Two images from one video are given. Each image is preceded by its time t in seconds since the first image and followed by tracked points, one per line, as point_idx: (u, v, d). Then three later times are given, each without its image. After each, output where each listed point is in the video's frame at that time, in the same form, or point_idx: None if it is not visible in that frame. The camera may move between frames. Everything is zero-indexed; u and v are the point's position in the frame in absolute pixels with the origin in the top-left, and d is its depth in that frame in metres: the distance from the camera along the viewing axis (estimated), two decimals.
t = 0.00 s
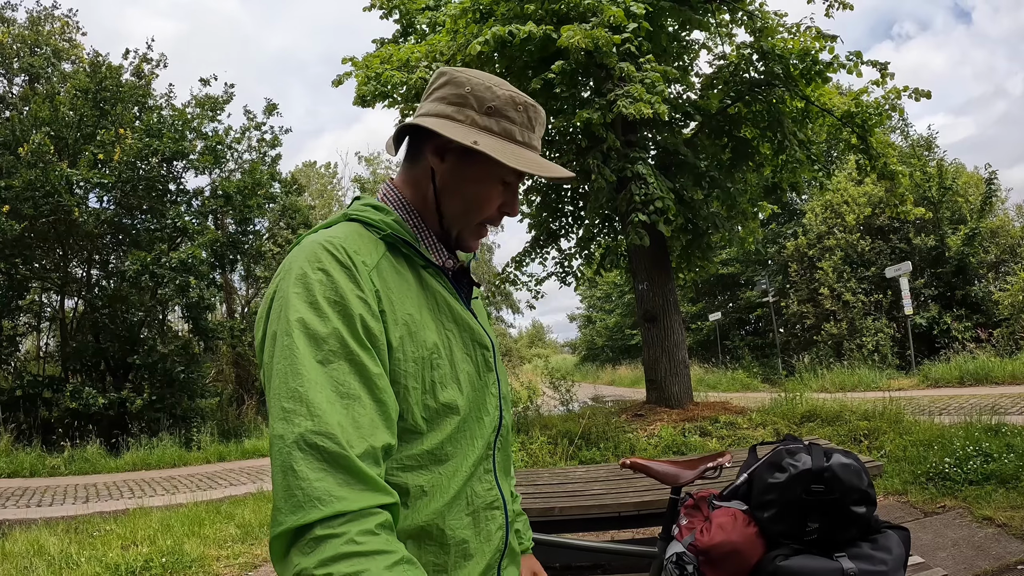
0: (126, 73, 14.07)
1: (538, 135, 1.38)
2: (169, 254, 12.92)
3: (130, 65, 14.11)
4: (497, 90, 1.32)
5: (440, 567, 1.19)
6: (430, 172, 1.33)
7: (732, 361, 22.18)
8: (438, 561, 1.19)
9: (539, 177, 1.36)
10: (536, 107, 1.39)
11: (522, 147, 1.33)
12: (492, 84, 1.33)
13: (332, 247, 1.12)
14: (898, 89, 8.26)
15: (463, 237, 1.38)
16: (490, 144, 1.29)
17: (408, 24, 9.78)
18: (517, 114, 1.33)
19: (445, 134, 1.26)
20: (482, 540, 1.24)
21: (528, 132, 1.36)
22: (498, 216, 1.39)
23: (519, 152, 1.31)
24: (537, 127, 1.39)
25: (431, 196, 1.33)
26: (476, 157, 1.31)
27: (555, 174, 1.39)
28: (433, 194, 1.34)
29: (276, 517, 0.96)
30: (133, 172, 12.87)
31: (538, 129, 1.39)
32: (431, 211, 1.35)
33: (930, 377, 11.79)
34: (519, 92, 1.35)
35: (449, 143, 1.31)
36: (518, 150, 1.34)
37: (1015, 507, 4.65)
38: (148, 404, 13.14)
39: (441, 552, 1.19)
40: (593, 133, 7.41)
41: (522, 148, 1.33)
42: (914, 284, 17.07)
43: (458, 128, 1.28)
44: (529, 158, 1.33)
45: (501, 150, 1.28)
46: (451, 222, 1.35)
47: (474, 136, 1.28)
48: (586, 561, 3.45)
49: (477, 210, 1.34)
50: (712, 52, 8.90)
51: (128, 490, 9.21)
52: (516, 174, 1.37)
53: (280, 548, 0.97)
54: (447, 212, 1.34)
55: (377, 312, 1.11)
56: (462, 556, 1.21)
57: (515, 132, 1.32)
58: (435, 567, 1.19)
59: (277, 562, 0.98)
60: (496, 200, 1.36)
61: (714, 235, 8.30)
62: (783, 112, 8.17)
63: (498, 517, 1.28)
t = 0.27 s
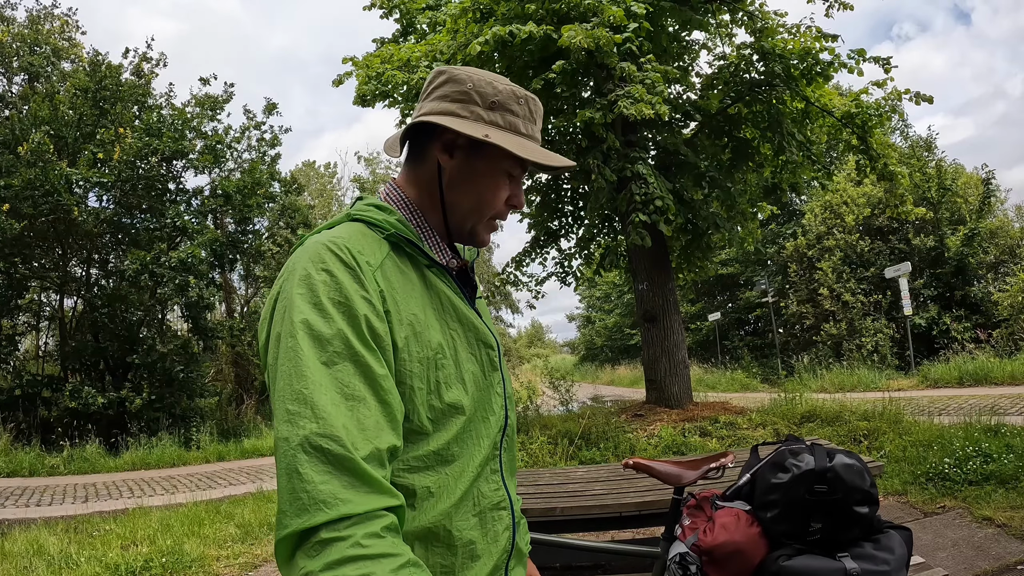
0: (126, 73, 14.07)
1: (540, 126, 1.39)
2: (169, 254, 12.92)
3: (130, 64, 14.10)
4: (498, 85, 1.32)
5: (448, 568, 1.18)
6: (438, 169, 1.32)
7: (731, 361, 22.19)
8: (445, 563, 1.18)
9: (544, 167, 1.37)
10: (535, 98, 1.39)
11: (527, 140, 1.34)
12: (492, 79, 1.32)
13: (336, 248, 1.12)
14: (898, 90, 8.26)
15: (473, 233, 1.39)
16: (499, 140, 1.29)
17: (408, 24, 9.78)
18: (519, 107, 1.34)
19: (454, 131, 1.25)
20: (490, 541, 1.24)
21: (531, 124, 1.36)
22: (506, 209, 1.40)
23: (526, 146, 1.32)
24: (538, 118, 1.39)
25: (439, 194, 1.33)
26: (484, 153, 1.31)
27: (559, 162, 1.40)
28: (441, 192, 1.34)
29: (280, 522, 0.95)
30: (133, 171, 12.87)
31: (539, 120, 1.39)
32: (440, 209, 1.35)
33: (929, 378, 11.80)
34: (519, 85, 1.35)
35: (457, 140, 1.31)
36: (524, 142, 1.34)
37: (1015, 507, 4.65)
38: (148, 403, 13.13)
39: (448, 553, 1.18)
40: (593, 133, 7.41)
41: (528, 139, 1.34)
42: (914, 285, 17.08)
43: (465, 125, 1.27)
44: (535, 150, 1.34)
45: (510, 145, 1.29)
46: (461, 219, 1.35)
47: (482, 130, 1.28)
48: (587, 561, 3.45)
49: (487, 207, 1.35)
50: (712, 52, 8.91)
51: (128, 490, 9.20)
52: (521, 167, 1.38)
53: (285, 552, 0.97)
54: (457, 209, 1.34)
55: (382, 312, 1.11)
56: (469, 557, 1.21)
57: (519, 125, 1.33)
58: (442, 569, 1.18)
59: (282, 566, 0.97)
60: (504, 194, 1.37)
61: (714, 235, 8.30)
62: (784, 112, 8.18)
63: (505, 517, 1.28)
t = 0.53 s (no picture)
0: (126, 72, 14.06)
1: (558, 132, 1.41)
2: (169, 254, 12.92)
3: (130, 64, 14.10)
4: (521, 90, 1.34)
5: (465, 567, 1.20)
6: (458, 171, 1.34)
7: (730, 361, 22.21)
8: (463, 563, 1.20)
9: (561, 172, 1.40)
10: (553, 105, 1.41)
11: (546, 146, 1.36)
12: (515, 84, 1.33)
13: (354, 249, 1.13)
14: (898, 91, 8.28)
15: (488, 235, 1.40)
16: (521, 144, 1.31)
17: (408, 24, 9.78)
18: (541, 114, 1.36)
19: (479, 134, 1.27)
20: (506, 540, 1.26)
21: (549, 130, 1.38)
22: (521, 212, 1.42)
23: (547, 152, 1.34)
24: (557, 124, 1.41)
25: (458, 195, 1.35)
26: (504, 156, 1.33)
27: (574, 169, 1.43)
28: (460, 193, 1.35)
29: (298, 522, 0.96)
30: (133, 170, 12.86)
31: (557, 127, 1.42)
32: (458, 210, 1.36)
33: (928, 378, 11.82)
34: (540, 91, 1.37)
35: (479, 143, 1.32)
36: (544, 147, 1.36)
37: (1014, 507, 4.67)
38: (147, 403, 13.13)
39: (466, 553, 1.20)
40: (594, 134, 7.42)
41: (548, 145, 1.36)
42: (913, 285, 17.11)
43: (488, 129, 1.29)
44: (555, 156, 1.36)
45: (531, 150, 1.31)
46: (477, 221, 1.37)
47: (505, 135, 1.30)
48: (589, 561, 3.47)
49: (504, 210, 1.37)
50: (712, 53, 8.93)
51: (128, 490, 9.20)
52: (538, 171, 1.40)
53: (302, 552, 0.98)
54: (475, 211, 1.35)
55: (400, 314, 1.12)
56: (486, 556, 1.22)
57: (540, 131, 1.35)
58: (460, 568, 1.20)
59: (299, 566, 0.99)
60: (521, 197, 1.39)
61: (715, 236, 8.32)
62: (784, 113, 8.19)
63: (521, 516, 1.29)
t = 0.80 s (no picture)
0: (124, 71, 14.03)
1: (560, 131, 1.41)
2: (166, 253, 12.90)
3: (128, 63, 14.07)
4: (523, 90, 1.34)
5: (466, 563, 1.20)
6: (459, 169, 1.34)
7: (728, 361, 22.23)
8: (464, 558, 1.20)
9: (562, 172, 1.41)
10: (555, 105, 1.42)
11: (549, 146, 1.37)
12: (517, 84, 1.34)
13: (355, 244, 1.14)
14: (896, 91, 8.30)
15: (489, 234, 1.41)
16: (523, 144, 1.31)
17: (406, 24, 9.77)
18: (543, 113, 1.36)
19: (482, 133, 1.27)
20: (507, 535, 1.26)
21: (551, 131, 1.39)
22: (522, 211, 1.42)
23: (549, 152, 1.35)
24: (558, 124, 1.42)
25: (459, 193, 1.35)
26: (506, 156, 1.34)
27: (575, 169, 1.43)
28: (461, 192, 1.35)
29: (295, 514, 0.97)
30: (130, 169, 12.84)
31: (558, 128, 1.42)
32: (459, 208, 1.36)
33: (926, 378, 11.85)
34: (542, 91, 1.38)
35: (481, 142, 1.32)
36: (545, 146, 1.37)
37: (1011, 506, 4.69)
38: (145, 403, 13.11)
39: (467, 548, 1.20)
40: (592, 133, 7.42)
41: (549, 145, 1.37)
42: (910, 285, 17.15)
43: (490, 128, 1.29)
44: (556, 156, 1.36)
45: (533, 149, 1.32)
46: (478, 219, 1.37)
47: (508, 134, 1.30)
48: (587, 559, 3.47)
49: (505, 210, 1.38)
50: (710, 53, 8.94)
51: (125, 489, 9.19)
52: (539, 171, 1.41)
53: (299, 545, 0.98)
54: (477, 209, 1.36)
55: (401, 308, 1.12)
56: (487, 551, 1.22)
57: (541, 131, 1.36)
58: (460, 563, 1.20)
59: (296, 559, 0.99)
60: (522, 197, 1.40)
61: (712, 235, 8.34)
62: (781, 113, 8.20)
63: (522, 511, 1.30)
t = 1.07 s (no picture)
0: (116, 68, 13.93)
1: (562, 132, 1.41)
2: (158, 251, 12.83)
3: (119, 60, 13.97)
4: (524, 90, 1.34)
5: (466, 565, 1.19)
6: (461, 168, 1.33)
7: (719, 361, 22.31)
8: (464, 560, 1.19)
9: (563, 172, 1.40)
10: (557, 106, 1.42)
11: (550, 145, 1.36)
12: (519, 84, 1.34)
13: (357, 244, 1.13)
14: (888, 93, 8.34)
15: (490, 233, 1.40)
16: (525, 142, 1.31)
17: (400, 22, 9.74)
18: (544, 114, 1.36)
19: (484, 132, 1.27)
20: (507, 537, 1.25)
21: (554, 130, 1.39)
22: (524, 212, 1.41)
23: (550, 151, 1.35)
24: (559, 125, 1.42)
25: (460, 193, 1.34)
26: (508, 155, 1.33)
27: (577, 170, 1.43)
28: (462, 191, 1.35)
29: (294, 515, 0.96)
30: (121, 167, 12.76)
31: (560, 128, 1.42)
32: (461, 207, 1.35)
33: (916, 379, 11.92)
34: (544, 91, 1.38)
35: (482, 141, 1.32)
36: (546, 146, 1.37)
37: (1002, 507, 4.72)
38: (135, 402, 13.03)
39: (467, 550, 1.19)
40: (586, 133, 7.43)
41: (551, 145, 1.36)
42: (901, 286, 17.25)
43: (492, 127, 1.29)
44: (558, 156, 1.36)
45: (535, 148, 1.31)
46: (480, 218, 1.36)
47: (509, 133, 1.30)
48: (579, 560, 3.48)
49: (506, 210, 1.37)
50: (703, 53, 8.95)
51: (116, 489, 9.13)
52: (540, 171, 1.41)
53: (298, 545, 0.97)
54: (478, 208, 1.35)
55: (403, 309, 1.12)
56: (486, 553, 1.21)
57: (543, 130, 1.35)
58: (460, 565, 1.19)
59: (295, 560, 0.98)
60: (524, 196, 1.39)
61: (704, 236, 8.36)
62: (775, 114, 8.22)
63: (523, 513, 1.29)
